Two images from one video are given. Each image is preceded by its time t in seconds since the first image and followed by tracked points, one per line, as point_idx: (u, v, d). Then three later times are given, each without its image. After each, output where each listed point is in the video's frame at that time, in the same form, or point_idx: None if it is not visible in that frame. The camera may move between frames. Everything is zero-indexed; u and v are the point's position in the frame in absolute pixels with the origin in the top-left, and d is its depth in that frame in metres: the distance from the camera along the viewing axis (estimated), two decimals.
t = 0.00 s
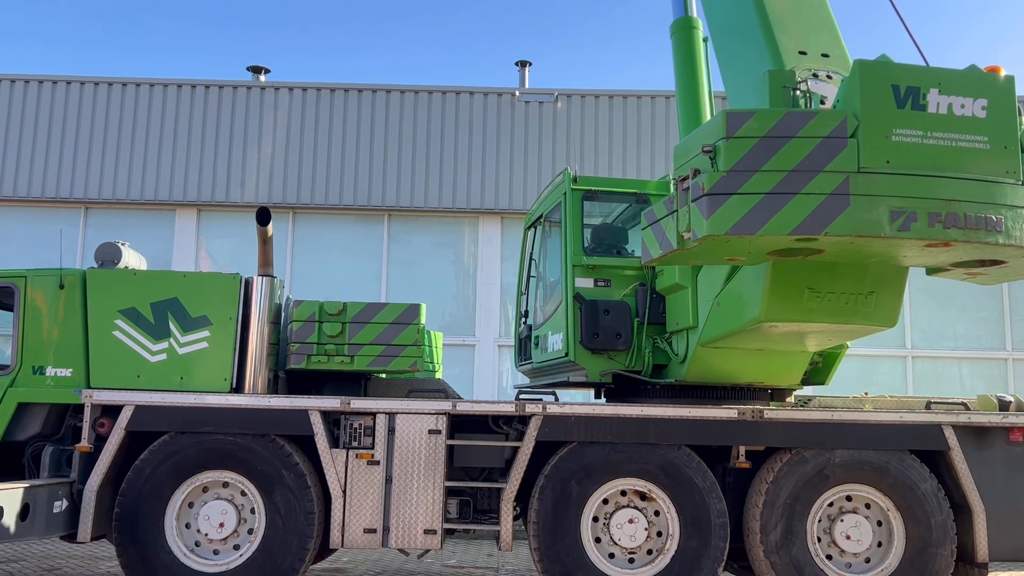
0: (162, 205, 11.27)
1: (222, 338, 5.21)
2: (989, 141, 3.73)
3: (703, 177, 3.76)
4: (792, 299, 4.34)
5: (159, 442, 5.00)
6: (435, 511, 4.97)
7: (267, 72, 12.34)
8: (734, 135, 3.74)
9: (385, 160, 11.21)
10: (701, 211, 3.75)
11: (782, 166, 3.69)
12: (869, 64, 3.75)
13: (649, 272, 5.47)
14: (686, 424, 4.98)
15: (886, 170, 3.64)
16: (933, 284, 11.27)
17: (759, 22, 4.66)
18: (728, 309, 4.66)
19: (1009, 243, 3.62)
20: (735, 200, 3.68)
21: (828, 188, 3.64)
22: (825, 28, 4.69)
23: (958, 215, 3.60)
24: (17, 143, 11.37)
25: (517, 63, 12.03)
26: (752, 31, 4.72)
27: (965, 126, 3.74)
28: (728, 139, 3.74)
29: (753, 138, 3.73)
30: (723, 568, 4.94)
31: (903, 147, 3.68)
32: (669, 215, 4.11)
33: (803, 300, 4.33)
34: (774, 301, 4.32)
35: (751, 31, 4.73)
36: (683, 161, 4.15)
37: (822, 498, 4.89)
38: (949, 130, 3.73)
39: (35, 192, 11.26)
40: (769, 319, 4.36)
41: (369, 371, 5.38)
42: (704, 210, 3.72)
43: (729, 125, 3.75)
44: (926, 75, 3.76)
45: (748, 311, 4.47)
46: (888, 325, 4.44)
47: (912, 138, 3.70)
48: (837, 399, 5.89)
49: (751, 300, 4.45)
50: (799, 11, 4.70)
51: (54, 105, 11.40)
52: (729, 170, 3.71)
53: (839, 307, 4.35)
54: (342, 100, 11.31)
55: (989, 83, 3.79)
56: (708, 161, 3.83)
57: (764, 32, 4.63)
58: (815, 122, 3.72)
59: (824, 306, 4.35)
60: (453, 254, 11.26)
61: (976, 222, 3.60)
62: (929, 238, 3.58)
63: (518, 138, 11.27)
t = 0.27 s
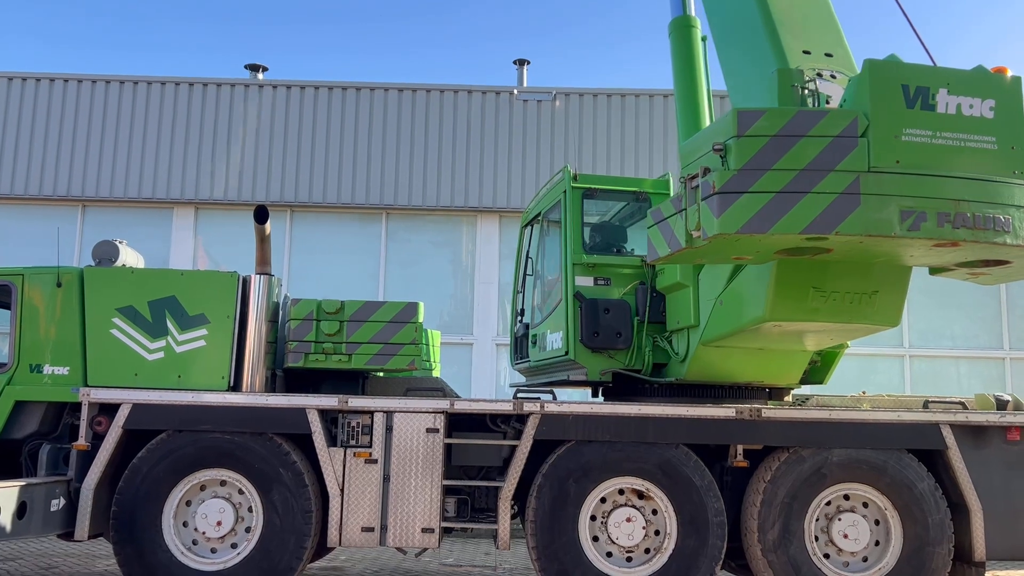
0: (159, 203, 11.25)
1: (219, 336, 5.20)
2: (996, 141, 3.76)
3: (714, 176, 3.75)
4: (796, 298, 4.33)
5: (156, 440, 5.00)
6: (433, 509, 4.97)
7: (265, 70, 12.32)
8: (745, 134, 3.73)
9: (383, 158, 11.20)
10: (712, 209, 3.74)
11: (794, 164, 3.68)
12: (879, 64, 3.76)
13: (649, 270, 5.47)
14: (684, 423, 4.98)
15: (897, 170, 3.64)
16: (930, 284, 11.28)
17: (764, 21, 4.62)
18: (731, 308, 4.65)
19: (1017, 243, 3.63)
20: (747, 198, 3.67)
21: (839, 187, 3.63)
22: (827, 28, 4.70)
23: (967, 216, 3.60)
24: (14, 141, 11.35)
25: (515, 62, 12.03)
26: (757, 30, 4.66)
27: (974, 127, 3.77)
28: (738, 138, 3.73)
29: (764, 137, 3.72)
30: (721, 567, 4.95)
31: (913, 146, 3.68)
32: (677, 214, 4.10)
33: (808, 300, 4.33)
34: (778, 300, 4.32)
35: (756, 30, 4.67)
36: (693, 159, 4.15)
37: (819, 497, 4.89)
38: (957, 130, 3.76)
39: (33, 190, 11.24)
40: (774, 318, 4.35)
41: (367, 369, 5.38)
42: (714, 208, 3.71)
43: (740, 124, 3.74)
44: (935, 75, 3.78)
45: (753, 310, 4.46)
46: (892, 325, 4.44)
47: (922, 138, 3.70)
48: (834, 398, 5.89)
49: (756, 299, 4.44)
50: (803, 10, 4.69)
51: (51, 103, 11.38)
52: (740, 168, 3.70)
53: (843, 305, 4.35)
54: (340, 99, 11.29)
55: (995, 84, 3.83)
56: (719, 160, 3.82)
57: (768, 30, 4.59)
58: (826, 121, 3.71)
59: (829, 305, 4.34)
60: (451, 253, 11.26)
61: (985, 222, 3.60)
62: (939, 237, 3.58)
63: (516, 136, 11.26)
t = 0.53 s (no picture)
0: (157, 201, 11.24)
1: (217, 335, 5.19)
2: (1004, 141, 3.78)
3: (725, 174, 3.74)
4: (800, 297, 4.33)
5: (154, 439, 4.99)
6: (430, 508, 4.96)
7: (263, 68, 12.30)
8: (756, 132, 3.70)
9: (380, 157, 11.19)
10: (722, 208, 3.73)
11: (805, 164, 3.66)
12: (889, 64, 3.75)
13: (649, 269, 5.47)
14: (682, 422, 4.98)
15: (906, 170, 3.63)
16: (928, 283, 11.29)
17: (767, 22, 4.58)
18: (734, 307, 4.65)
19: None
20: (757, 198, 3.67)
21: (848, 187, 3.62)
22: (829, 28, 4.62)
23: (975, 216, 3.61)
24: (11, 139, 11.33)
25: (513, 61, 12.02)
26: (761, 32, 4.62)
27: (981, 127, 3.78)
28: (749, 137, 3.71)
29: (775, 136, 3.69)
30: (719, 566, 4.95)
31: (923, 146, 3.68)
32: (685, 213, 4.11)
33: (813, 299, 4.33)
34: (782, 299, 4.32)
35: (760, 33, 4.63)
36: (701, 158, 4.14)
37: (817, 496, 4.89)
38: (965, 131, 3.77)
39: (29, 187, 11.22)
40: (778, 317, 4.35)
41: (364, 368, 5.38)
42: (725, 207, 3.70)
43: (751, 123, 3.71)
44: (943, 76, 3.78)
45: (757, 309, 4.45)
46: (894, 325, 4.45)
47: (932, 138, 3.70)
48: (832, 397, 5.89)
49: (761, 298, 4.43)
50: (806, 10, 4.65)
51: (49, 101, 11.36)
52: (751, 168, 3.69)
53: (847, 305, 4.35)
54: (338, 97, 11.28)
55: (1003, 84, 3.84)
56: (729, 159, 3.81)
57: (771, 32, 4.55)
58: (837, 120, 3.68)
59: (833, 304, 4.34)
60: (449, 252, 11.25)
61: (993, 222, 3.61)
62: (948, 238, 3.58)
63: (514, 135, 11.26)
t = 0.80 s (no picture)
0: (154, 200, 11.22)
1: (214, 334, 5.18)
2: (1010, 142, 3.80)
3: (735, 173, 3.71)
4: (804, 297, 4.33)
5: (151, 438, 4.98)
6: (428, 507, 4.96)
7: (261, 67, 12.29)
8: (767, 131, 3.69)
9: (378, 156, 11.18)
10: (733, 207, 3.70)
11: (815, 163, 3.66)
12: (897, 64, 3.75)
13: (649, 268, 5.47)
14: (679, 421, 4.98)
15: (915, 170, 3.64)
16: (925, 283, 11.31)
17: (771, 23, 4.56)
18: (737, 306, 4.65)
19: None
20: (768, 197, 3.66)
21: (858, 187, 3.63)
22: (832, 29, 4.61)
23: (984, 216, 3.62)
24: (9, 137, 11.31)
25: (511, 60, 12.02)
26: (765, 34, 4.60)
27: (988, 128, 3.80)
28: (760, 135, 3.69)
29: (786, 135, 3.69)
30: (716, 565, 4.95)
31: (931, 147, 3.69)
32: (693, 212, 4.09)
33: (817, 299, 4.33)
34: (787, 298, 4.32)
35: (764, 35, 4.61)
36: (708, 157, 4.11)
37: (815, 495, 4.90)
38: (973, 131, 3.78)
39: (27, 186, 11.20)
40: (782, 316, 4.34)
41: (362, 367, 5.37)
42: (736, 207, 3.67)
43: (762, 122, 3.69)
44: (951, 76, 3.79)
45: (761, 308, 4.44)
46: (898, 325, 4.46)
47: (940, 138, 3.71)
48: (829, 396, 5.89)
49: (764, 298, 4.43)
50: (808, 9, 4.63)
51: (46, 100, 11.33)
52: (762, 167, 3.67)
53: (851, 304, 4.36)
54: (336, 95, 11.26)
55: (1009, 85, 3.86)
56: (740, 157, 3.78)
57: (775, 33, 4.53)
58: (847, 120, 3.69)
59: (837, 303, 4.34)
60: (447, 251, 11.24)
61: (1001, 223, 3.62)
62: (956, 238, 3.59)
63: (512, 134, 11.25)
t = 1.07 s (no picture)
0: (152, 199, 11.20)
1: (212, 333, 5.18)
2: (1017, 143, 3.80)
3: (744, 173, 3.71)
4: (809, 297, 4.31)
5: (149, 437, 4.97)
6: (427, 506, 4.96)
7: (259, 66, 12.27)
8: (778, 131, 3.68)
9: (376, 155, 11.18)
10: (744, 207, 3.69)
11: (826, 163, 3.65)
12: (906, 64, 3.73)
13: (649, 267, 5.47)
14: (677, 421, 4.98)
15: (924, 171, 3.63)
16: (923, 282, 11.32)
17: (773, 22, 4.45)
18: (740, 305, 4.64)
19: None
20: (778, 197, 3.64)
21: (869, 187, 3.62)
22: (835, 29, 4.50)
23: (991, 217, 3.64)
24: (6, 136, 11.29)
25: (509, 59, 12.01)
26: (768, 33, 4.48)
27: (996, 129, 3.80)
28: (772, 135, 3.68)
29: (797, 135, 3.67)
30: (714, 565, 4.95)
31: (940, 147, 3.68)
32: (701, 211, 4.08)
33: (821, 298, 4.31)
34: (792, 297, 4.30)
35: (768, 34, 4.48)
36: (716, 156, 4.10)
37: (813, 495, 4.90)
38: (981, 132, 3.77)
39: (24, 184, 11.18)
40: (788, 316, 4.33)
41: (360, 367, 5.37)
42: (746, 206, 3.66)
43: (773, 121, 3.68)
44: (958, 77, 3.78)
45: (765, 308, 4.43)
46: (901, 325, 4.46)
47: (948, 139, 3.70)
48: (828, 395, 5.89)
49: (769, 297, 4.42)
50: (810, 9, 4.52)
51: (43, 98, 11.31)
52: (772, 167, 3.66)
53: (855, 304, 4.35)
54: (334, 95, 11.25)
55: (1016, 87, 3.86)
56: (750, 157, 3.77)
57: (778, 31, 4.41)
58: (858, 120, 3.67)
59: (841, 303, 4.33)
60: (446, 250, 11.24)
61: (1009, 224, 3.65)
62: (964, 238, 3.60)
63: (511, 133, 11.25)
